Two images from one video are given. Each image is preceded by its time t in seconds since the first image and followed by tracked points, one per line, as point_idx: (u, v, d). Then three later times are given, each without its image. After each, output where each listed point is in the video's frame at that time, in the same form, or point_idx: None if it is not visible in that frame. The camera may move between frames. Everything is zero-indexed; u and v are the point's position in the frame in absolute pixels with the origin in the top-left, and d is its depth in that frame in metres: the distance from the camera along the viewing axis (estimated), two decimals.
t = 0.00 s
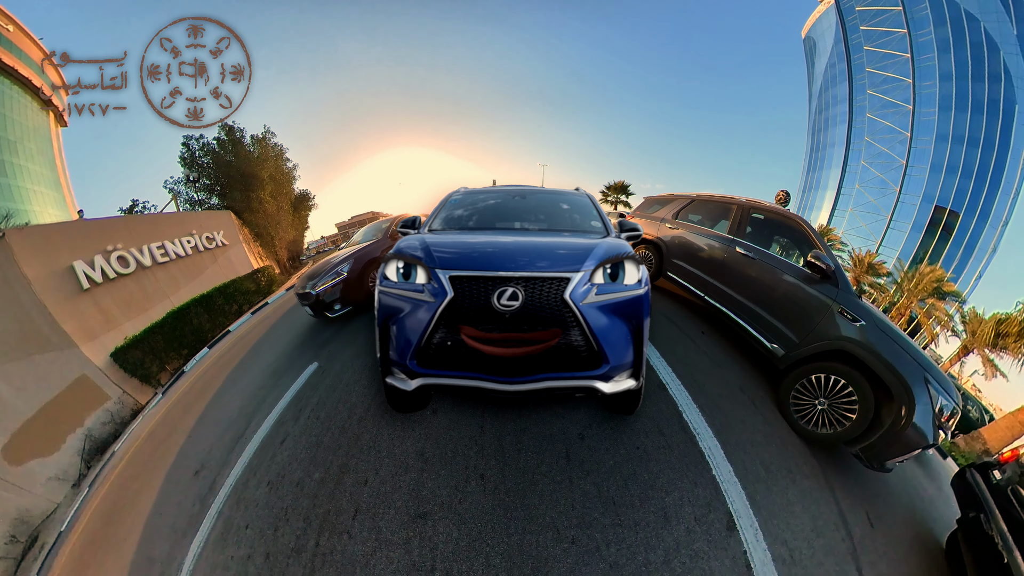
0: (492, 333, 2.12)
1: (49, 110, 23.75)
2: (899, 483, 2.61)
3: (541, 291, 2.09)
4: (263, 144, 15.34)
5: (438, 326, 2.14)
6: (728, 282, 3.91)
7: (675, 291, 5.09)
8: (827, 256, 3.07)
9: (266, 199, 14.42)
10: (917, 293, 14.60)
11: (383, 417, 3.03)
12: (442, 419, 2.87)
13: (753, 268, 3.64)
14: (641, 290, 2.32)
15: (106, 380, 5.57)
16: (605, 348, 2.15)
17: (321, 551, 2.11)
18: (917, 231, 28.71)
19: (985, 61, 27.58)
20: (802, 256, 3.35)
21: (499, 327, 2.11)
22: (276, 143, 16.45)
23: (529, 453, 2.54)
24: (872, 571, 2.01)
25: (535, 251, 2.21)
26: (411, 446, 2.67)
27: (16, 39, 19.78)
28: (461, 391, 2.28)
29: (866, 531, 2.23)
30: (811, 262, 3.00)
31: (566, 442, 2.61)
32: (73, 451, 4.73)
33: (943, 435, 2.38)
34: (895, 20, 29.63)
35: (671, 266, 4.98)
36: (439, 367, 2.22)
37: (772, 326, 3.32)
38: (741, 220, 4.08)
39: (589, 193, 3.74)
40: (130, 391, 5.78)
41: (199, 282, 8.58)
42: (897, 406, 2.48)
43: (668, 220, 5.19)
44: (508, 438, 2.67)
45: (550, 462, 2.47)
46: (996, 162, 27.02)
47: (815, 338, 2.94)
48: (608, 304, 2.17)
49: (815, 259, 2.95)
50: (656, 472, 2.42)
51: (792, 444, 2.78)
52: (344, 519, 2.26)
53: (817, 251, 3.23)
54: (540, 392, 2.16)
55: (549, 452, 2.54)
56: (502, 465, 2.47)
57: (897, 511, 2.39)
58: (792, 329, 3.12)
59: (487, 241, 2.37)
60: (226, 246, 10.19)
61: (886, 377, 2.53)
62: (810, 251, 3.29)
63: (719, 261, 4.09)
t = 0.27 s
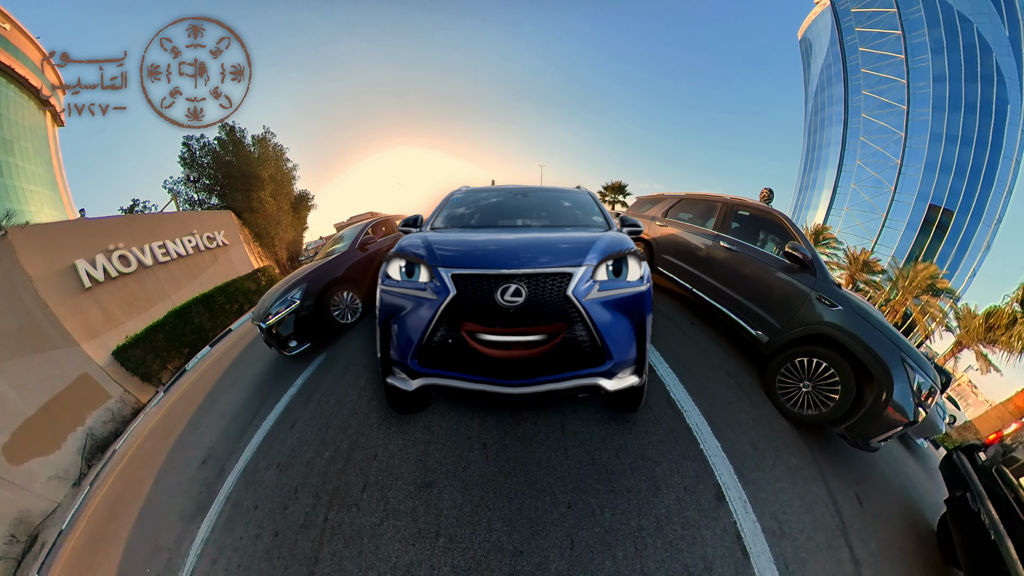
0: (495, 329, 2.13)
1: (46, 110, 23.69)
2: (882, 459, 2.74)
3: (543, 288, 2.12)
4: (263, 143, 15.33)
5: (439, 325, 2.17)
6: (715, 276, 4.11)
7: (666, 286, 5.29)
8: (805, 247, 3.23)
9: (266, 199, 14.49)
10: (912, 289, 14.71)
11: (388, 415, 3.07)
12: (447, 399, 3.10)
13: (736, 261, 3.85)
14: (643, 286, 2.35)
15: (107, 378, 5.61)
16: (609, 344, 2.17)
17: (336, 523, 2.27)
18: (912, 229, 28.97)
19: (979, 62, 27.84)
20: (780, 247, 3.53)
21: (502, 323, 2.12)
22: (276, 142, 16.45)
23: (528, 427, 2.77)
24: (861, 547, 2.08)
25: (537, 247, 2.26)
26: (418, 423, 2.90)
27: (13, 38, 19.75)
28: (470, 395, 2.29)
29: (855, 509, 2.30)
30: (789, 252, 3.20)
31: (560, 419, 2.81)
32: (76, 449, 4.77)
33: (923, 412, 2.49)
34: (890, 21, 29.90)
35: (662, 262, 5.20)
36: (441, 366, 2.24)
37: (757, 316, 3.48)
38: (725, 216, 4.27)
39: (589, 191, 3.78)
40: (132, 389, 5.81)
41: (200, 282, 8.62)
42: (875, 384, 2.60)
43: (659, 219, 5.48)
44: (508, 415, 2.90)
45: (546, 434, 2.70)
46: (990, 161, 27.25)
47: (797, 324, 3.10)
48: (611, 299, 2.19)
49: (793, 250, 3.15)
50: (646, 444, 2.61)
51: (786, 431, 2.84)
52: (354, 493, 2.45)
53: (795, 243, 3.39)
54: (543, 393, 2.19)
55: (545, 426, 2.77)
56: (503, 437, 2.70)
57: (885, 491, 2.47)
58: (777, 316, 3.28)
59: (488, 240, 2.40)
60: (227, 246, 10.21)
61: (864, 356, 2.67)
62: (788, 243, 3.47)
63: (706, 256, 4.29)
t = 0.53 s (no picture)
0: (494, 337, 2.10)
1: (41, 110, 23.52)
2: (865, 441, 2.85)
3: (544, 293, 2.11)
4: (263, 144, 15.30)
5: (437, 329, 2.15)
6: (702, 269, 4.21)
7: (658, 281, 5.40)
8: (787, 241, 3.35)
9: (266, 199, 14.59)
10: (906, 287, 14.85)
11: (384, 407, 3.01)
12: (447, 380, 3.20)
13: (722, 255, 3.96)
14: (643, 290, 2.35)
15: (108, 378, 5.61)
16: (611, 347, 2.17)
17: (342, 499, 2.33)
18: (907, 228, 29.19)
19: (973, 63, 28.10)
20: (762, 240, 3.67)
21: (502, 331, 2.10)
22: (275, 143, 16.43)
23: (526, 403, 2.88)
24: (849, 526, 2.12)
25: (537, 254, 2.28)
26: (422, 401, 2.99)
27: (7, 37, 19.59)
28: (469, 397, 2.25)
29: (843, 490, 2.36)
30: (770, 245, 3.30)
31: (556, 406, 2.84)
32: (77, 449, 4.77)
33: (906, 395, 2.58)
34: (886, 21, 30.09)
35: (652, 257, 5.32)
36: (440, 370, 2.20)
37: (743, 306, 3.58)
38: (712, 214, 4.41)
39: (590, 195, 3.79)
40: (132, 388, 5.84)
41: (200, 282, 8.62)
42: (857, 367, 2.71)
43: (650, 218, 5.67)
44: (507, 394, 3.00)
45: (541, 410, 2.81)
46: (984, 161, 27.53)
47: (780, 313, 3.20)
48: (612, 304, 2.20)
49: (774, 242, 3.25)
50: (637, 422, 2.71)
51: (782, 420, 2.87)
52: (361, 470, 2.51)
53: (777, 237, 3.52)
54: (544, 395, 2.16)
55: (540, 404, 2.87)
56: (504, 413, 2.80)
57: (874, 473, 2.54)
58: (761, 306, 3.39)
59: (488, 246, 2.42)
60: (227, 245, 10.19)
61: (846, 341, 2.77)
62: (769, 236, 3.60)
63: (694, 251, 4.40)
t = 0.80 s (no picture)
0: (499, 332, 2.15)
1: (39, 110, 23.46)
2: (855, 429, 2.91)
3: (547, 288, 2.14)
4: (263, 143, 15.30)
5: (442, 327, 2.17)
6: (693, 265, 4.31)
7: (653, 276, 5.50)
8: (771, 235, 3.43)
9: (266, 198, 14.61)
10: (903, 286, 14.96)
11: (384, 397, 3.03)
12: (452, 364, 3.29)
13: (712, 252, 4.05)
14: (645, 285, 2.39)
15: (112, 376, 5.67)
16: (613, 343, 2.21)
17: (349, 475, 2.39)
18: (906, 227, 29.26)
19: (972, 63, 28.18)
20: (750, 235, 3.75)
21: (506, 326, 2.14)
22: (275, 142, 16.43)
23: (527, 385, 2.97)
24: (839, 509, 2.17)
25: (540, 247, 2.27)
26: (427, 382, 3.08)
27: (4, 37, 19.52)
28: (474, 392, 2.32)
29: (832, 474, 2.41)
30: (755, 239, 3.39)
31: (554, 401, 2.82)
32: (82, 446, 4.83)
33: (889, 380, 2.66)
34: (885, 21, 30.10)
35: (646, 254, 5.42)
36: (446, 367, 2.24)
37: (732, 298, 3.67)
38: (702, 212, 4.50)
39: (592, 191, 3.82)
40: (136, 386, 5.89)
41: (202, 281, 8.68)
42: (840, 353, 2.77)
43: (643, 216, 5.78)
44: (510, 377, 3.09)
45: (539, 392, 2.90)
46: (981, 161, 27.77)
47: (766, 303, 3.28)
48: (615, 299, 2.23)
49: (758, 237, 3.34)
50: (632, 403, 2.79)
51: (780, 411, 2.91)
52: (371, 446, 2.57)
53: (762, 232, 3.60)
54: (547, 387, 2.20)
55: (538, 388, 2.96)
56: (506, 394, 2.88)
57: (860, 457, 2.61)
58: (749, 298, 3.47)
59: (492, 242, 2.41)
60: (228, 244, 10.23)
61: (828, 329, 2.84)
62: (755, 230, 3.69)
63: (686, 246, 4.50)
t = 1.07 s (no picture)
0: (489, 334, 2.13)
1: (43, 110, 23.61)
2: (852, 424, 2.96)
3: (539, 291, 2.11)
4: (265, 143, 15.39)
5: (435, 326, 2.15)
6: (686, 262, 4.38)
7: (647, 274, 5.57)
8: (760, 232, 3.53)
9: (269, 198, 14.71)
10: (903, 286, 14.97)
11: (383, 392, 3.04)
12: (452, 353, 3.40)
13: (703, 247, 4.14)
14: (640, 290, 2.35)
15: (117, 372, 5.79)
16: (605, 348, 2.18)
17: (355, 456, 2.45)
18: (907, 228, 29.23)
19: (972, 64, 28.25)
20: (739, 232, 3.84)
21: (496, 329, 2.14)
22: (277, 142, 16.53)
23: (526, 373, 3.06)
24: (833, 499, 2.19)
25: (533, 251, 2.23)
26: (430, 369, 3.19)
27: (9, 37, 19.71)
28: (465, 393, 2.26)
29: (825, 465, 2.43)
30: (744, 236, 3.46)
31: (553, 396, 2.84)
32: (85, 442, 4.90)
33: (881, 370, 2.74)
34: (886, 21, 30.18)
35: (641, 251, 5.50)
36: (438, 367, 2.21)
37: (723, 294, 3.74)
38: (694, 211, 4.57)
39: (587, 194, 3.86)
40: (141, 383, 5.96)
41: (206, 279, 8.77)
42: (831, 346, 2.85)
43: (638, 215, 5.86)
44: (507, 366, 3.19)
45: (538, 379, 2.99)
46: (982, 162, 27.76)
47: (758, 299, 3.36)
48: (607, 304, 2.20)
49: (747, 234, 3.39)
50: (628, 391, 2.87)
51: (776, 405, 2.94)
52: (377, 430, 2.64)
53: (751, 228, 3.68)
54: (536, 393, 2.15)
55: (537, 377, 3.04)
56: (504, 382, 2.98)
57: (854, 449, 2.65)
58: (741, 293, 3.54)
59: (486, 242, 2.38)
60: (231, 244, 10.32)
61: (820, 322, 2.91)
62: (745, 228, 3.78)
63: (679, 243, 4.57)
